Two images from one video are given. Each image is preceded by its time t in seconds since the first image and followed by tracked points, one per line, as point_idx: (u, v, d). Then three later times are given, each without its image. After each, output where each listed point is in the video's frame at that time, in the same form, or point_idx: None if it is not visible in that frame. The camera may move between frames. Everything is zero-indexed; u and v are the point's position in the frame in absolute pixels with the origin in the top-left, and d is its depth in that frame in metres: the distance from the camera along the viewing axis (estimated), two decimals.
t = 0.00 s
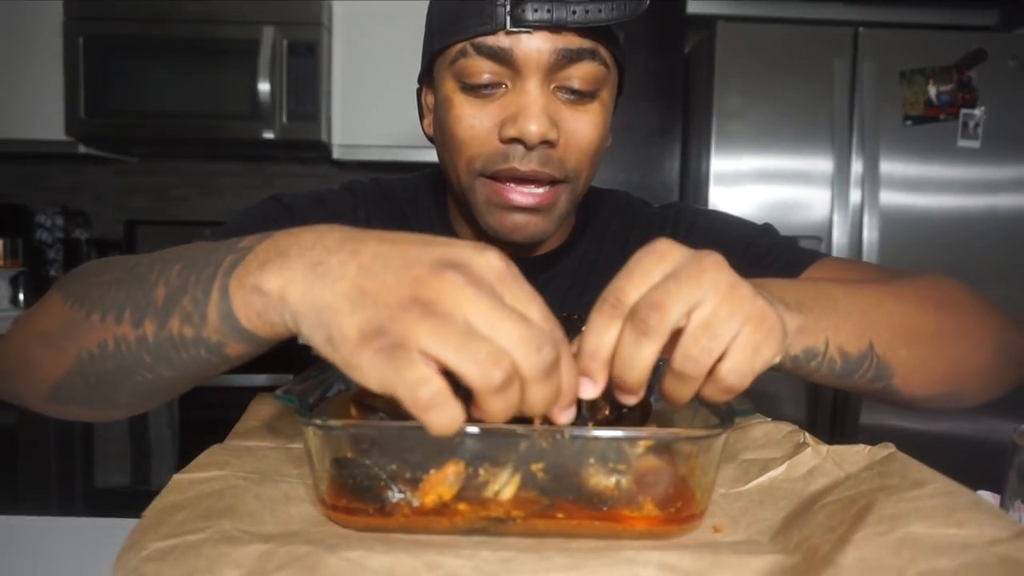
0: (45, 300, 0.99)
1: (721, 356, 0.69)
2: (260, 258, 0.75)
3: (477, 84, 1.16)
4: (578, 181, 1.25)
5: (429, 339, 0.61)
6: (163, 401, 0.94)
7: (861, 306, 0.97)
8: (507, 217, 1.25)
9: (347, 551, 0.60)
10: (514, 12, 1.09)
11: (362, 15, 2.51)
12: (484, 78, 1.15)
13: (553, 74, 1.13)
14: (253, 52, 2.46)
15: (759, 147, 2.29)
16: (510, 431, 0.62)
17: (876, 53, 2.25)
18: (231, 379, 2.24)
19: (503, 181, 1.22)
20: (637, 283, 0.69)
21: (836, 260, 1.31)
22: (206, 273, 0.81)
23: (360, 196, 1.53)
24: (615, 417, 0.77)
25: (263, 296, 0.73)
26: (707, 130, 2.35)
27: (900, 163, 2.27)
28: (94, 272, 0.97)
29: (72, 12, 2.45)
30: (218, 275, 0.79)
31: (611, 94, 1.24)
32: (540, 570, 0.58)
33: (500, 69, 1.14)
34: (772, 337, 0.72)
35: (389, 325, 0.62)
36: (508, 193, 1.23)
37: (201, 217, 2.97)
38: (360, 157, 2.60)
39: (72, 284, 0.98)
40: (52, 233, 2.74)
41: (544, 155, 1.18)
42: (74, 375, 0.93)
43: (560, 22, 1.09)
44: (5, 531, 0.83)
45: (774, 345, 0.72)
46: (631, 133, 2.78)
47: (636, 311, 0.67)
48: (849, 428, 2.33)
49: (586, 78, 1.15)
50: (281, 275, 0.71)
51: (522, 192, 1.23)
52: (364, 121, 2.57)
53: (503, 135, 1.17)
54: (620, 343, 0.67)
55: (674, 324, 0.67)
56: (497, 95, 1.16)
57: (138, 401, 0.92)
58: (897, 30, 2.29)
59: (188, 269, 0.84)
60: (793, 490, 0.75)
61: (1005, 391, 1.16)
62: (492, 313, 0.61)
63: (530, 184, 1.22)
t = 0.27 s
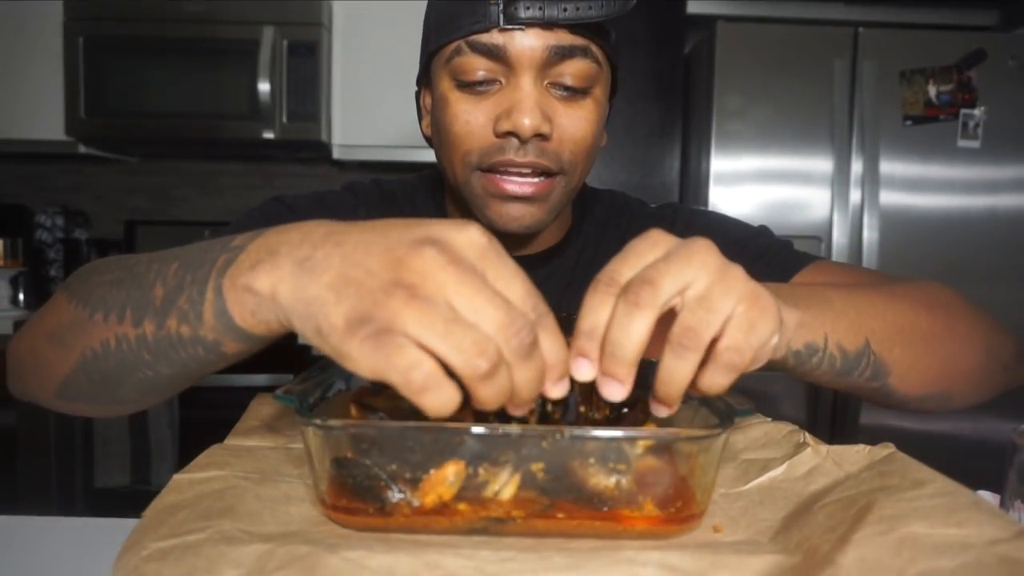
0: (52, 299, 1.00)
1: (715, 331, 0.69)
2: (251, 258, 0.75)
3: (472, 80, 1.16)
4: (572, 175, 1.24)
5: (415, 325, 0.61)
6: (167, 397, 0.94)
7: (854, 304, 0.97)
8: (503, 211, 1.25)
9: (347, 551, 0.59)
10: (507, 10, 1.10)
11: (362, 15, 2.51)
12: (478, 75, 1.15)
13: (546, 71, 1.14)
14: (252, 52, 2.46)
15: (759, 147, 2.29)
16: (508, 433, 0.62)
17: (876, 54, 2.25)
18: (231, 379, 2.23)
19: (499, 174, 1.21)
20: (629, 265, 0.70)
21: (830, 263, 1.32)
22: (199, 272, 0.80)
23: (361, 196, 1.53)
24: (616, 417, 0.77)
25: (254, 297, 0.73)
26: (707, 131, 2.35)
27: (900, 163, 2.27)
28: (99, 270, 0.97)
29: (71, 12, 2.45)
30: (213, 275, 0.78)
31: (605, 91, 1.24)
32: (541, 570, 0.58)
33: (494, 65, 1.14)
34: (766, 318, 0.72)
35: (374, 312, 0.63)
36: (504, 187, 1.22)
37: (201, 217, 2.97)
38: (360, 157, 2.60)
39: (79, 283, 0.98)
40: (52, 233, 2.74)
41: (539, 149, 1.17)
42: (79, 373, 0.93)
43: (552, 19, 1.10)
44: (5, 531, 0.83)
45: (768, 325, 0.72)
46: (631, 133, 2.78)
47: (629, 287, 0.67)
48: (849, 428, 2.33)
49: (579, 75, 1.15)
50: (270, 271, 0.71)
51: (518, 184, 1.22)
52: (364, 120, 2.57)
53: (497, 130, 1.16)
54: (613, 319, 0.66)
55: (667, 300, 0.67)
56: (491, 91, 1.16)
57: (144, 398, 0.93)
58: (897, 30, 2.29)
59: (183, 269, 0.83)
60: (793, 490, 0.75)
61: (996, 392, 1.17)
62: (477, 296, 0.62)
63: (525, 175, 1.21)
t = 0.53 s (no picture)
0: (56, 302, 1.00)
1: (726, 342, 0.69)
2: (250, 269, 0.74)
3: (480, 76, 1.15)
4: (576, 174, 1.23)
5: (413, 339, 0.62)
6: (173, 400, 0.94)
7: (856, 312, 0.97)
8: (507, 207, 1.24)
9: (347, 551, 0.59)
10: (516, 7, 1.10)
11: (362, 15, 2.51)
12: (486, 71, 1.14)
13: (553, 69, 1.14)
14: (253, 52, 2.46)
15: (759, 147, 2.29)
16: (510, 433, 0.62)
17: (876, 54, 2.25)
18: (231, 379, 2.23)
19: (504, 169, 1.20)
20: (645, 265, 0.69)
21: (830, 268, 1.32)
22: (198, 282, 0.80)
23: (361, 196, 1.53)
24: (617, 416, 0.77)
25: (256, 310, 0.73)
26: (707, 130, 2.35)
27: (900, 163, 2.27)
28: (101, 273, 0.97)
29: (71, 12, 2.45)
30: (213, 286, 0.78)
31: (610, 93, 1.24)
32: (540, 570, 0.58)
33: (502, 62, 1.14)
34: (778, 330, 0.72)
35: (372, 327, 0.63)
36: (509, 182, 1.21)
37: (201, 218, 2.97)
38: (360, 157, 2.60)
39: (82, 286, 0.98)
40: (52, 233, 2.74)
41: (545, 146, 1.17)
42: (85, 378, 0.94)
43: (561, 18, 1.10)
44: (6, 531, 0.83)
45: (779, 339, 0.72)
46: (631, 133, 2.78)
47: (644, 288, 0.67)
48: (849, 428, 2.33)
49: (585, 74, 1.15)
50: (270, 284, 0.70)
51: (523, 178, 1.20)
52: (364, 120, 2.57)
53: (503, 127, 1.16)
54: (626, 318, 0.66)
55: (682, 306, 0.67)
56: (498, 88, 1.16)
57: (149, 402, 0.93)
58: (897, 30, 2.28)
59: (182, 277, 0.83)
60: (794, 490, 0.75)
61: (994, 395, 1.17)
62: (475, 302, 0.62)
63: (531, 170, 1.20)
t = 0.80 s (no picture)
0: (63, 305, 0.99)
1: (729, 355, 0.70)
2: (257, 276, 0.74)
3: (488, 75, 1.15)
4: (581, 170, 1.23)
5: (434, 349, 0.61)
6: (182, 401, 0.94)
7: (874, 310, 0.97)
8: (513, 203, 1.23)
9: (347, 551, 0.59)
10: (526, 6, 1.10)
11: (362, 15, 2.51)
12: (495, 69, 1.14)
13: (560, 67, 1.14)
14: (253, 52, 2.46)
15: (759, 147, 2.29)
16: (512, 431, 0.63)
17: (876, 54, 2.26)
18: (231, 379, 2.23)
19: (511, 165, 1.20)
20: (666, 263, 0.67)
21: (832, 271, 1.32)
22: (207, 287, 0.80)
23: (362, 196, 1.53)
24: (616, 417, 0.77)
25: (267, 316, 0.73)
26: (707, 130, 2.35)
27: (900, 163, 2.27)
28: (107, 276, 0.97)
29: (71, 12, 2.45)
30: (222, 292, 0.78)
31: (614, 92, 1.24)
32: (540, 570, 0.58)
33: (511, 60, 1.14)
34: (782, 342, 0.72)
35: (391, 339, 0.62)
36: (515, 178, 1.20)
37: (201, 218, 2.97)
38: (361, 157, 2.60)
39: (88, 289, 0.98)
40: (52, 233, 2.74)
41: (552, 143, 1.16)
42: (93, 381, 0.94)
43: (569, 17, 1.10)
44: (6, 531, 0.83)
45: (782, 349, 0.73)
46: (631, 133, 2.78)
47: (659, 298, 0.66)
48: (850, 428, 2.33)
49: (592, 73, 1.16)
50: (281, 292, 0.70)
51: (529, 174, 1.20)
52: (364, 120, 2.57)
53: (512, 124, 1.15)
54: (636, 323, 0.65)
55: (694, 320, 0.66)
56: (506, 86, 1.16)
57: (159, 403, 0.93)
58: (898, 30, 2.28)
59: (189, 282, 0.83)
60: (793, 490, 0.75)
61: (994, 401, 1.18)
62: (494, 314, 0.61)
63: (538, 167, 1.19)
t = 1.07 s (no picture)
0: (72, 297, 1.00)
1: (741, 345, 0.69)
2: (267, 264, 0.74)
3: (495, 72, 1.15)
4: (588, 166, 1.22)
5: (448, 355, 0.60)
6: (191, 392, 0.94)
7: (903, 305, 0.95)
8: (518, 201, 1.22)
9: (347, 551, 0.59)
10: (533, 4, 1.10)
11: (363, 15, 2.51)
12: (502, 67, 1.15)
13: (567, 64, 1.14)
14: (253, 52, 2.46)
15: (759, 147, 2.29)
16: (511, 430, 0.63)
17: (876, 54, 2.26)
18: (231, 379, 2.23)
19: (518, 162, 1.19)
20: (704, 237, 0.67)
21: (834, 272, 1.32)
22: (215, 278, 0.80)
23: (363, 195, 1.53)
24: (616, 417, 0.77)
25: (278, 306, 0.72)
26: (707, 130, 2.35)
27: (901, 163, 2.27)
28: (117, 268, 0.97)
29: (71, 12, 2.45)
30: (230, 280, 0.78)
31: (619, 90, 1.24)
32: (540, 570, 0.58)
33: (518, 58, 1.14)
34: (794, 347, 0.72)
35: (405, 341, 0.61)
36: (521, 175, 1.21)
37: (201, 218, 2.97)
38: (361, 157, 2.60)
39: (99, 280, 0.98)
40: (52, 233, 2.74)
41: (560, 139, 1.16)
42: (102, 372, 0.94)
43: (577, 14, 1.10)
44: (6, 531, 0.83)
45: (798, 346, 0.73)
46: (632, 132, 2.78)
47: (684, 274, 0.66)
48: (850, 428, 2.33)
49: (598, 71, 1.16)
50: (292, 283, 0.69)
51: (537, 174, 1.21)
52: (365, 121, 2.57)
53: (520, 120, 1.15)
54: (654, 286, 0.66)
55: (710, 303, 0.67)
56: (513, 84, 1.16)
57: (169, 394, 0.93)
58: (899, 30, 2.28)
59: (199, 272, 0.83)
60: (793, 490, 0.75)
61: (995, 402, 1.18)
62: (510, 325, 0.61)
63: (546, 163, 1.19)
